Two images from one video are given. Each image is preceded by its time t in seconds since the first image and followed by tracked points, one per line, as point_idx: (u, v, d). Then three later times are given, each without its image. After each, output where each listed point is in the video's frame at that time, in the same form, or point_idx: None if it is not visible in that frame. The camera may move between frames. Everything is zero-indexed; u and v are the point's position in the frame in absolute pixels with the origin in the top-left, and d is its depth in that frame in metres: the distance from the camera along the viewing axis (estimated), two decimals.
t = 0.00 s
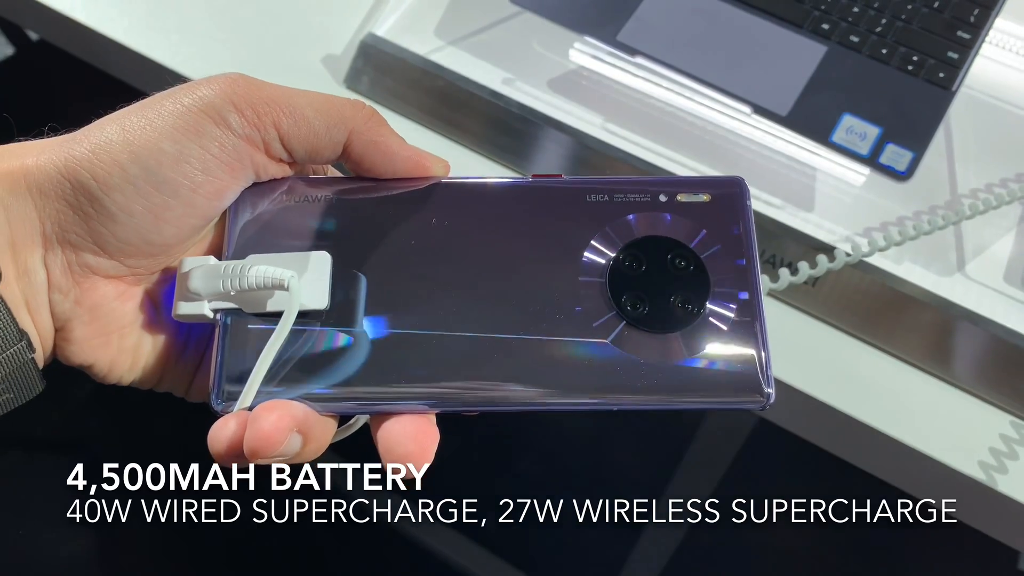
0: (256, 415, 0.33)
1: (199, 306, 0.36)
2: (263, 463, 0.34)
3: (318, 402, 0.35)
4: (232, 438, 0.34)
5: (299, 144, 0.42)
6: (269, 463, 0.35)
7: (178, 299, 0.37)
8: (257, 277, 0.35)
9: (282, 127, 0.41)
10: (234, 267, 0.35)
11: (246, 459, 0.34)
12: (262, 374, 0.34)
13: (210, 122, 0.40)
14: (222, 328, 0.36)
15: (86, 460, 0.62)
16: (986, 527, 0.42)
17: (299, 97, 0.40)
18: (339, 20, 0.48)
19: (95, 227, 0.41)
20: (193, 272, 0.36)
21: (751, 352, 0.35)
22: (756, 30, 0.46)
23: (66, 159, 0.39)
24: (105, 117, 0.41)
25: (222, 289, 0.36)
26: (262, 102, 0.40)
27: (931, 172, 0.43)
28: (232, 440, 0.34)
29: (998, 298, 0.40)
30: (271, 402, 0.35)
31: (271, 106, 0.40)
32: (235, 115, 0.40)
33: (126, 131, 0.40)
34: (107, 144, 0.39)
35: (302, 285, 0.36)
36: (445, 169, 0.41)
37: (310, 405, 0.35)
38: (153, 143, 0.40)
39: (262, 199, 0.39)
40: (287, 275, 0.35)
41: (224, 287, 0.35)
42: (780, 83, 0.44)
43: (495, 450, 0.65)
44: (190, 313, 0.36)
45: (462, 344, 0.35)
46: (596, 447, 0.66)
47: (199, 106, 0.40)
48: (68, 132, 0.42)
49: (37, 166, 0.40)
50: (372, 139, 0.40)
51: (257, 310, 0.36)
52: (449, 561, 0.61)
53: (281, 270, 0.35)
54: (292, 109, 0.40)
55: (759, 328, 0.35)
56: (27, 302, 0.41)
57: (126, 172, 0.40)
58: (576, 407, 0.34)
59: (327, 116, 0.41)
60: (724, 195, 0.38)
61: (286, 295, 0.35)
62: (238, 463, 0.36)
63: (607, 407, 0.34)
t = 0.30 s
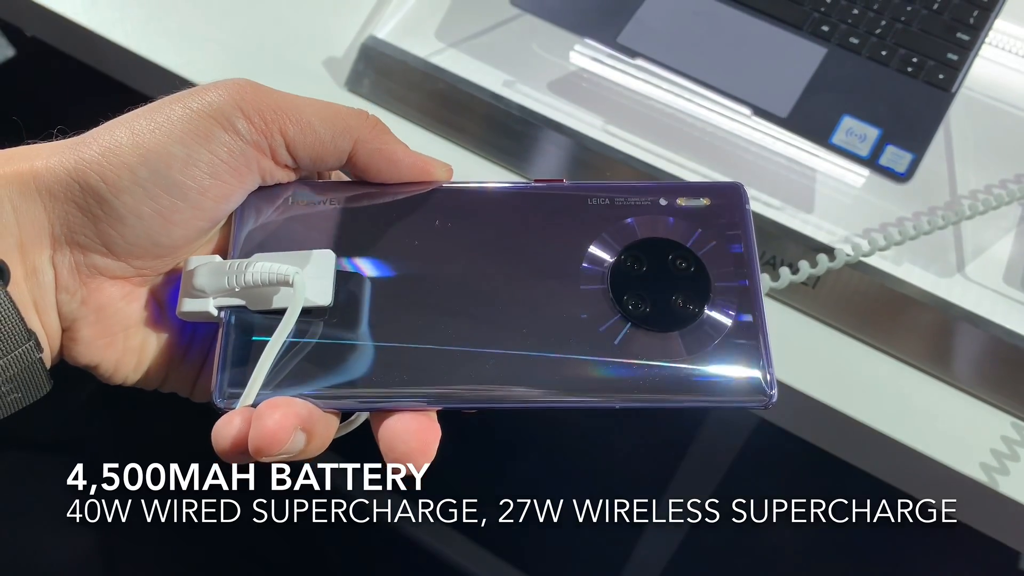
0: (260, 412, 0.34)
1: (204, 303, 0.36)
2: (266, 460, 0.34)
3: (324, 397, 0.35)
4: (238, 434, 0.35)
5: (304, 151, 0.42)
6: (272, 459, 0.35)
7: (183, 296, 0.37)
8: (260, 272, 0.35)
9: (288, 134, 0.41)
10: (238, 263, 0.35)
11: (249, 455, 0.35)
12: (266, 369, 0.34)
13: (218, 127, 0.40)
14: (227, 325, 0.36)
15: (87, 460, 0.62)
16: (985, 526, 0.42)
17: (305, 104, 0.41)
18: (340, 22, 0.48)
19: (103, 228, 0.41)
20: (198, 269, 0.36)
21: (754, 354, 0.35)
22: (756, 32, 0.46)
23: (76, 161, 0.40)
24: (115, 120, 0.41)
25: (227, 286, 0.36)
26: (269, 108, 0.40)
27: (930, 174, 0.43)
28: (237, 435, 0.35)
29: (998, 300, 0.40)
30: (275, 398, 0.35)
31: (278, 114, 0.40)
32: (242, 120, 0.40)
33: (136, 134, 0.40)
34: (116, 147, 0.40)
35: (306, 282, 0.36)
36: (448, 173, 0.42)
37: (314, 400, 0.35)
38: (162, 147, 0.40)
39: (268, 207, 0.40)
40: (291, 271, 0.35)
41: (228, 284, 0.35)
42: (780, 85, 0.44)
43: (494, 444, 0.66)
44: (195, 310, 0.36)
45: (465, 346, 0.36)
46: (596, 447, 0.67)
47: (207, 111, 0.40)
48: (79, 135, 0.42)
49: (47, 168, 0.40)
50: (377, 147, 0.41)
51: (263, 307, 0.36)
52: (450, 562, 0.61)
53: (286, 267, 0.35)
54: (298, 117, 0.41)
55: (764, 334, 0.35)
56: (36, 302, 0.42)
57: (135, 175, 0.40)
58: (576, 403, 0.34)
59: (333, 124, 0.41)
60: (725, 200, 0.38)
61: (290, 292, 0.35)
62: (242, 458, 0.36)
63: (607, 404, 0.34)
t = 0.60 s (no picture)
0: (258, 417, 0.33)
1: (202, 305, 0.37)
2: (264, 465, 0.34)
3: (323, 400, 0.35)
4: (233, 440, 0.34)
5: (304, 161, 0.42)
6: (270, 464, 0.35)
7: (181, 298, 0.37)
8: (259, 275, 0.35)
9: (288, 143, 0.41)
10: (237, 266, 0.36)
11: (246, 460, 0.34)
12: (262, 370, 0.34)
13: (219, 135, 0.40)
14: (223, 327, 0.36)
15: (88, 461, 0.62)
16: (984, 528, 0.42)
17: (305, 114, 0.41)
18: (339, 25, 0.48)
19: (103, 234, 0.41)
20: (197, 271, 0.37)
21: (751, 356, 0.35)
22: (755, 34, 0.46)
23: (76, 166, 0.40)
24: (117, 125, 0.41)
25: (225, 288, 0.36)
26: (270, 117, 0.40)
27: (929, 174, 0.44)
28: (234, 440, 0.34)
29: (998, 302, 0.40)
30: (274, 402, 0.35)
31: (279, 122, 0.40)
32: (243, 128, 0.40)
33: (138, 141, 0.40)
34: (117, 153, 0.40)
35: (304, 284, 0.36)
36: (447, 181, 0.42)
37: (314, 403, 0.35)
38: (162, 153, 0.40)
39: (267, 216, 0.40)
40: (289, 272, 0.35)
41: (227, 286, 0.36)
42: (778, 87, 0.44)
43: (496, 451, 0.65)
44: (194, 312, 0.37)
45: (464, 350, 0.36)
46: (596, 448, 0.67)
47: (208, 118, 0.40)
48: (80, 140, 0.42)
49: (48, 174, 0.40)
50: (377, 157, 0.41)
51: (262, 310, 0.36)
52: (449, 561, 0.62)
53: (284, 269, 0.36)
54: (298, 127, 0.41)
55: (760, 338, 0.36)
56: (35, 307, 0.42)
57: (136, 181, 0.40)
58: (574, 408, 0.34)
59: (333, 134, 0.41)
60: (723, 207, 0.39)
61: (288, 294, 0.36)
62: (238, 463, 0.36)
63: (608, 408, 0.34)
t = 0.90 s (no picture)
0: (262, 431, 0.34)
1: (201, 314, 0.36)
2: (269, 476, 0.35)
3: (321, 411, 0.35)
4: (239, 451, 0.35)
5: (298, 156, 0.42)
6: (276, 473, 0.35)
7: (179, 305, 0.37)
8: (259, 285, 0.35)
9: (282, 135, 0.41)
10: (237, 275, 0.35)
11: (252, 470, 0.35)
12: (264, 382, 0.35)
13: (210, 127, 0.40)
14: (224, 335, 0.36)
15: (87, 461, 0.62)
16: (984, 526, 0.42)
17: (300, 108, 0.41)
18: (337, 23, 0.48)
19: (95, 231, 0.41)
20: (196, 279, 0.36)
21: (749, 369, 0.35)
22: (756, 32, 0.46)
23: (67, 162, 0.40)
24: (108, 122, 0.41)
25: (225, 297, 0.35)
26: (262, 110, 0.40)
27: (930, 171, 0.43)
28: (239, 451, 0.35)
29: (998, 299, 0.40)
30: (278, 413, 0.35)
31: (272, 114, 0.41)
32: (235, 120, 0.40)
33: (128, 136, 0.40)
34: (107, 147, 0.40)
35: (306, 295, 0.36)
36: (445, 182, 0.42)
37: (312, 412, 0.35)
38: (153, 147, 0.40)
39: (264, 205, 0.39)
40: (290, 285, 0.35)
41: (227, 295, 0.35)
42: (777, 85, 0.44)
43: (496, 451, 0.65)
44: (192, 320, 0.36)
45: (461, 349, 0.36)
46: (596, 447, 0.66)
47: (198, 111, 0.40)
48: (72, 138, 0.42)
49: (39, 170, 0.40)
50: (372, 153, 0.40)
51: (262, 319, 0.36)
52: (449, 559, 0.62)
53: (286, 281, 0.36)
54: (292, 119, 0.41)
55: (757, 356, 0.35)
56: (31, 308, 0.42)
57: (125, 175, 0.40)
58: (571, 421, 0.35)
59: (327, 127, 0.41)
60: (725, 217, 0.38)
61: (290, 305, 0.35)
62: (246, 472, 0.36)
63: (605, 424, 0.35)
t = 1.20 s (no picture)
0: (269, 439, 0.33)
1: (202, 324, 0.36)
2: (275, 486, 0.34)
3: (323, 417, 0.35)
4: (245, 460, 0.34)
5: (291, 153, 0.42)
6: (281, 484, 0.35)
7: (180, 315, 0.37)
8: (257, 297, 0.35)
9: (273, 133, 0.41)
10: (236, 287, 0.35)
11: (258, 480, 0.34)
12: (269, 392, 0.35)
13: (199, 128, 0.40)
14: (229, 343, 0.37)
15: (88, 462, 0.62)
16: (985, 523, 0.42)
17: (291, 105, 0.41)
18: (335, 22, 0.48)
19: (88, 237, 0.41)
20: (195, 290, 0.36)
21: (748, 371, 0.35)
22: (755, 29, 0.46)
23: (58, 168, 0.40)
24: (100, 128, 0.41)
25: (224, 309, 0.35)
26: (252, 109, 0.40)
27: (931, 168, 0.43)
28: (244, 462, 0.34)
29: (997, 297, 0.40)
30: (283, 422, 0.35)
31: (262, 113, 0.41)
32: (224, 120, 0.40)
33: (117, 140, 0.40)
34: (97, 153, 0.40)
35: (304, 306, 0.36)
36: (440, 182, 0.41)
37: (316, 420, 0.35)
38: (142, 151, 0.40)
39: (261, 202, 0.39)
40: (288, 296, 0.35)
41: (226, 307, 0.35)
42: (775, 83, 0.44)
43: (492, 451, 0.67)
44: (194, 330, 0.36)
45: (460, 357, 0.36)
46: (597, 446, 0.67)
47: (187, 112, 0.40)
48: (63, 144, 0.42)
49: (32, 177, 0.40)
50: (366, 148, 0.41)
51: (262, 329, 0.36)
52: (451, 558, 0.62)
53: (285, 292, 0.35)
54: (282, 116, 0.41)
55: (753, 356, 0.36)
56: (27, 316, 0.42)
57: (116, 180, 0.40)
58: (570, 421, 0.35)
59: (320, 126, 0.41)
60: (722, 215, 0.38)
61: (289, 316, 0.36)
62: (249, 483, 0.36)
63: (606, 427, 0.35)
